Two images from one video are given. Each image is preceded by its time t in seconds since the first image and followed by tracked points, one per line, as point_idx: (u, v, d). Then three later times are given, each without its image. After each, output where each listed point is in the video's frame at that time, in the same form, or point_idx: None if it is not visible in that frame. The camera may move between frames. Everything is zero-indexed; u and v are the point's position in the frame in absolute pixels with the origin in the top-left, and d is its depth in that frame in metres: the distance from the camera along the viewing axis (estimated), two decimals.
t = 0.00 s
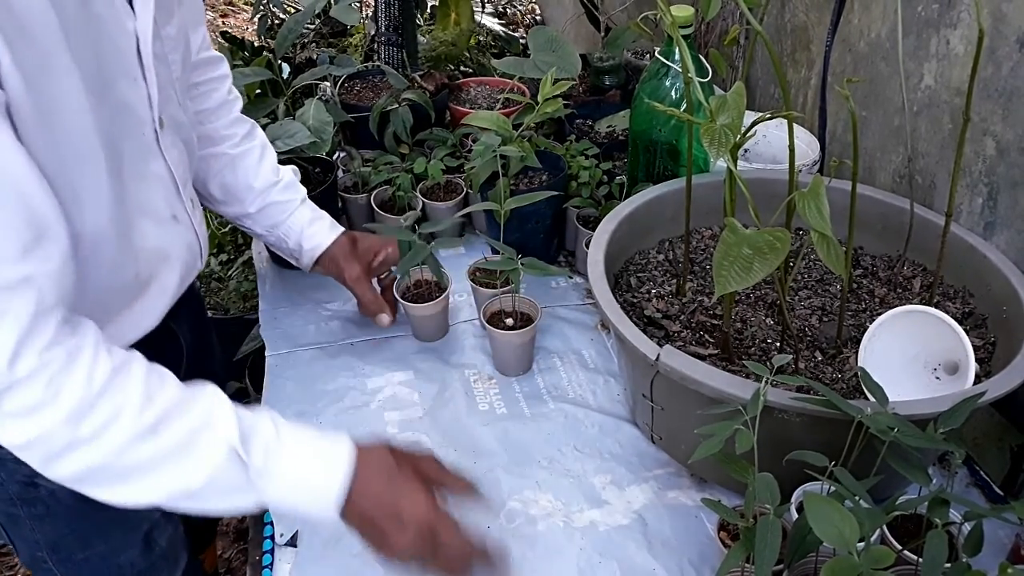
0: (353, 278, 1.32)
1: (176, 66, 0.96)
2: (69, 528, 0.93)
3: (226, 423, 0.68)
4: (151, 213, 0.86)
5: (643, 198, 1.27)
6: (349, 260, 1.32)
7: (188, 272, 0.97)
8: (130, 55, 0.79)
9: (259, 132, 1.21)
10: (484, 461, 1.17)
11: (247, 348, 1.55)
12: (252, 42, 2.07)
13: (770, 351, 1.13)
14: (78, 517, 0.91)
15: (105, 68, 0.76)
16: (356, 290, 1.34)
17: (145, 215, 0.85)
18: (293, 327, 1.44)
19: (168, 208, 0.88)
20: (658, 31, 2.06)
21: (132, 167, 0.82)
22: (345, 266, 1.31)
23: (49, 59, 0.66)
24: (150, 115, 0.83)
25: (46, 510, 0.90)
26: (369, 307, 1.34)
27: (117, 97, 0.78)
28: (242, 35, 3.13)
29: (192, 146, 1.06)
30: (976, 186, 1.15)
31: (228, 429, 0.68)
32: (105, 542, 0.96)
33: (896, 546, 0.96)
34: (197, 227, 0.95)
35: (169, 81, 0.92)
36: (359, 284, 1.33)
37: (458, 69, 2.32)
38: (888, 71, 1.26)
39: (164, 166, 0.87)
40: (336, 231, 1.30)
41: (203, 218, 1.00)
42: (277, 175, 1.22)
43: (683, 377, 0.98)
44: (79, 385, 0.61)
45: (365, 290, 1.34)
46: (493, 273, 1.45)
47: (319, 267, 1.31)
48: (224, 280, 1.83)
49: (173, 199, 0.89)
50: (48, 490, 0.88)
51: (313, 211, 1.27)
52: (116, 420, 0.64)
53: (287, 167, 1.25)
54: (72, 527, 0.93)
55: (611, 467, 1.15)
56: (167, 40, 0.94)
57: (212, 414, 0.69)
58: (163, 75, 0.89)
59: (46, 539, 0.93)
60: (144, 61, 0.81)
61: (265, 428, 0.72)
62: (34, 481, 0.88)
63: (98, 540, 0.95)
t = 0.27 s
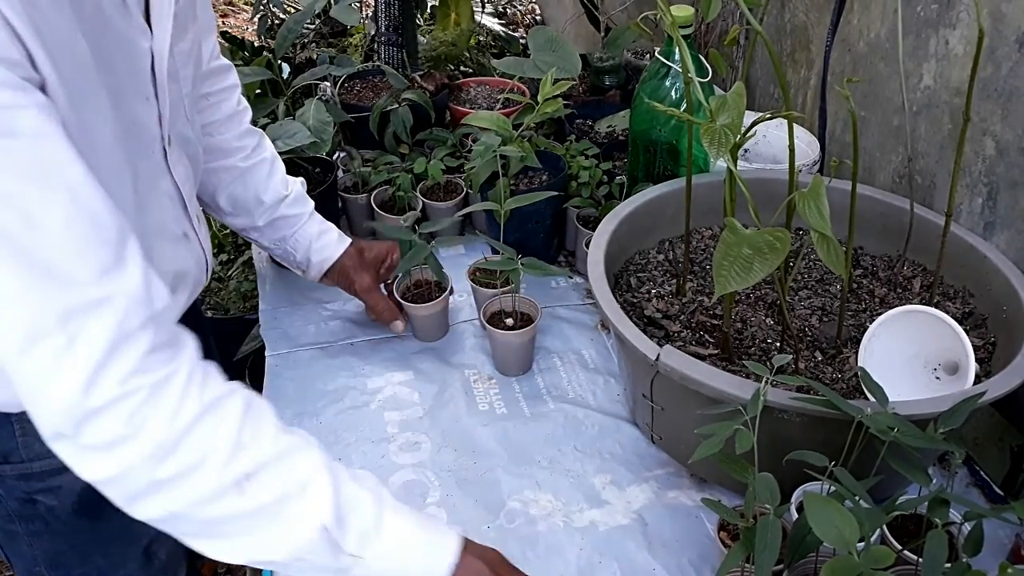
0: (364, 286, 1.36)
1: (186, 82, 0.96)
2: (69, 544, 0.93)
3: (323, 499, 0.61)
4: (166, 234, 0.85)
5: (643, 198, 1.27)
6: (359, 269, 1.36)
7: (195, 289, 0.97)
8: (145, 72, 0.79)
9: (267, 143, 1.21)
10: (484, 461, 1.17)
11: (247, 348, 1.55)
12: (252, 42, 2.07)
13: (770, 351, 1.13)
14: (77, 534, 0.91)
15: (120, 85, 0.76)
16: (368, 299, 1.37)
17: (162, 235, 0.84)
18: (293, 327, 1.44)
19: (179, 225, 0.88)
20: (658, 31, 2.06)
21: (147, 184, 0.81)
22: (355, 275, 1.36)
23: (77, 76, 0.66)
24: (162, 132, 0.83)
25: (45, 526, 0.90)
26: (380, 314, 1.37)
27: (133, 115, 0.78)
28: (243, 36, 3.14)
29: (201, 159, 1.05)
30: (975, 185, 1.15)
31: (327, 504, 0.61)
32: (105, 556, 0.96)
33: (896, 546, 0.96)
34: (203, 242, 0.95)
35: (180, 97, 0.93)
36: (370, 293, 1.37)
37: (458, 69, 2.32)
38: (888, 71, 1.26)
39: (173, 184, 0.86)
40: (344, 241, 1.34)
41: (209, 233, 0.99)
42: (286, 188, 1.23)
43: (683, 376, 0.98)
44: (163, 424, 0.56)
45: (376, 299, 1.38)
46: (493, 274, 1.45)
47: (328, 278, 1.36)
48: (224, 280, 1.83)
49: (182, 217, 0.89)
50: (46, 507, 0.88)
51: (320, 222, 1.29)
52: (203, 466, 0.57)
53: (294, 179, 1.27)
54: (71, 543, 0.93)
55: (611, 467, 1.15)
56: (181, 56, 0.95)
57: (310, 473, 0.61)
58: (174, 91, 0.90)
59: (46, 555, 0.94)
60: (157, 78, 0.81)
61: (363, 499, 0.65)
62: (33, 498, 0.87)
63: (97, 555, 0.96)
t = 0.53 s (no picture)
0: (372, 286, 1.37)
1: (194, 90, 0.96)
2: (69, 555, 0.93)
3: (370, 504, 0.63)
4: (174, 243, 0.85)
5: (643, 198, 1.27)
6: (367, 269, 1.37)
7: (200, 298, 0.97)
8: (158, 84, 0.80)
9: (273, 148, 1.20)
10: (485, 461, 1.17)
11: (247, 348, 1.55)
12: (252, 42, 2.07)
13: (770, 351, 1.13)
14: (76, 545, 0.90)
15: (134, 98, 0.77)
16: (376, 299, 1.38)
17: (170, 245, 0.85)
18: (293, 328, 1.44)
19: (187, 236, 0.88)
20: (658, 31, 2.06)
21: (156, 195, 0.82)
22: (363, 275, 1.37)
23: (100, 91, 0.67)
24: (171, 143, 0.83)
25: (44, 537, 0.90)
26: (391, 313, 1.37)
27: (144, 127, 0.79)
28: (243, 36, 3.13)
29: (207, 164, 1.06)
30: (975, 185, 1.15)
31: (374, 510, 0.63)
32: (105, 565, 0.96)
33: (896, 546, 0.96)
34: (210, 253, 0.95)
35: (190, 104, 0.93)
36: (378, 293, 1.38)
37: (458, 69, 2.32)
38: (888, 71, 1.26)
39: (182, 194, 0.86)
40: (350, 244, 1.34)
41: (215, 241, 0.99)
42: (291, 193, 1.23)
43: (683, 376, 0.98)
44: (208, 428, 0.58)
45: (386, 299, 1.38)
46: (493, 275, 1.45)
47: (333, 281, 1.36)
48: (224, 280, 1.83)
49: (191, 228, 0.89)
50: (46, 517, 0.88)
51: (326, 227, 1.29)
52: (248, 470, 0.59)
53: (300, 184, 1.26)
54: (71, 553, 0.93)
55: (611, 467, 1.15)
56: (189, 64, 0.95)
57: (357, 479, 0.63)
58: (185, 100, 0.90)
59: (45, 564, 0.93)
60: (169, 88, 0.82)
61: (407, 507, 0.65)
62: (33, 508, 0.87)
63: (97, 565, 0.95)
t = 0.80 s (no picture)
0: (372, 275, 1.37)
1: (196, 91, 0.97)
2: (68, 555, 0.93)
3: (352, 510, 0.64)
4: (174, 248, 0.86)
5: (643, 198, 1.27)
6: (366, 258, 1.37)
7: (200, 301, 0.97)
8: (162, 88, 0.81)
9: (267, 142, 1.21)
10: (485, 461, 1.17)
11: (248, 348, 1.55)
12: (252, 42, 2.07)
13: (770, 351, 1.13)
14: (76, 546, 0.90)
15: (140, 103, 0.77)
16: (376, 288, 1.38)
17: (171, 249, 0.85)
18: (294, 327, 1.44)
19: (188, 240, 0.89)
20: (658, 31, 2.06)
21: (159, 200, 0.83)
22: (362, 265, 1.37)
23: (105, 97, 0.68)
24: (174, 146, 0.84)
25: (43, 539, 0.90)
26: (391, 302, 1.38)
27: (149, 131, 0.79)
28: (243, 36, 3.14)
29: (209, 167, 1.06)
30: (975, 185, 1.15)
31: (354, 516, 0.64)
32: (104, 565, 0.96)
33: (896, 546, 0.96)
34: (211, 256, 0.96)
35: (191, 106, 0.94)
36: (378, 282, 1.38)
37: (458, 69, 2.33)
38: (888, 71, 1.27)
39: (184, 198, 0.87)
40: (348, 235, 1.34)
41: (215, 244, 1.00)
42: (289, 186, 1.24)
43: (683, 376, 0.98)
44: (197, 446, 0.58)
45: (386, 288, 1.38)
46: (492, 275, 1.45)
47: (334, 273, 1.37)
48: (225, 280, 1.84)
49: (192, 231, 0.89)
50: (45, 519, 0.88)
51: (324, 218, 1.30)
52: (234, 487, 0.60)
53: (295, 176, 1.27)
54: (71, 554, 0.93)
55: (611, 467, 1.16)
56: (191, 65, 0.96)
57: (340, 489, 0.64)
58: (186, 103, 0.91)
59: (45, 566, 0.93)
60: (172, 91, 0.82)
61: (388, 514, 0.67)
62: (33, 510, 0.88)
63: (96, 566, 0.96)
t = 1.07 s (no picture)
0: (372, 267, 1.37)
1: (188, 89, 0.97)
2: (67, 552, 0.93)
3: (251, 449, 0.69)
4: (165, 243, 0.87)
5: (643, 198, 1.27)
6: (366, 251, 1.37)
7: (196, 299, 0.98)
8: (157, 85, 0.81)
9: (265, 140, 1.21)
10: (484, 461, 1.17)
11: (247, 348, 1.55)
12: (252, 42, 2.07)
13: (770, 351, 1.13)
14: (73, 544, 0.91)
15: (134, 102, 0.78)
16: (377, 280, 1.38)
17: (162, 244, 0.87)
18: (293, 327, 1.44)
19: (181, 236, 0.89)
20: (658, 31, 2.06)
21: (153, 196, 0.84)
22: (363, 258, 1.37)
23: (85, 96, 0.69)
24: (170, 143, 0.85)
25: (43, 534, 0.91)
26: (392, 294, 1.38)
27: (144, 128, 0.80)
28: (242, 36, 3.13)
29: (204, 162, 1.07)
30: (976, 185, 1.15)
31: (253, 453, 0.69)
32: (101, 563, 0.96)
33: (896, 546, 0.96)
34: (208, 254, 0.96)
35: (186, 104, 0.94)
36: (378, 274, 1.38)
37: (458, 69, 2.32)
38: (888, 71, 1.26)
39: (179, 194, 0.88)
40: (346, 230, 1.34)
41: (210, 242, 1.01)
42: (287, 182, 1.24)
43: (683, 377, 0.98)
44: (105, 425, 0.62)
45: (386, 280, 1.38)
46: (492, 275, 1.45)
47: (334, 268, 1.36)
48: (224, 280, 1.83)
49: (187, 228, 0.90)
50: (45, 514, 0.89)
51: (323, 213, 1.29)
52: (143, 457, 0.64)
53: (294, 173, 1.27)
54: (69, 550, 0.93)
55: (611, 467, 1.15)
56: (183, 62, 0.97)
57: (237, 439, 0.69)
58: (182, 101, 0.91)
59: (43, 563, 0.93)
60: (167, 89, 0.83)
61: (288, 452, 0.73)
62: (32, 505, 0.88)
63: (94, 562, 0.95)
